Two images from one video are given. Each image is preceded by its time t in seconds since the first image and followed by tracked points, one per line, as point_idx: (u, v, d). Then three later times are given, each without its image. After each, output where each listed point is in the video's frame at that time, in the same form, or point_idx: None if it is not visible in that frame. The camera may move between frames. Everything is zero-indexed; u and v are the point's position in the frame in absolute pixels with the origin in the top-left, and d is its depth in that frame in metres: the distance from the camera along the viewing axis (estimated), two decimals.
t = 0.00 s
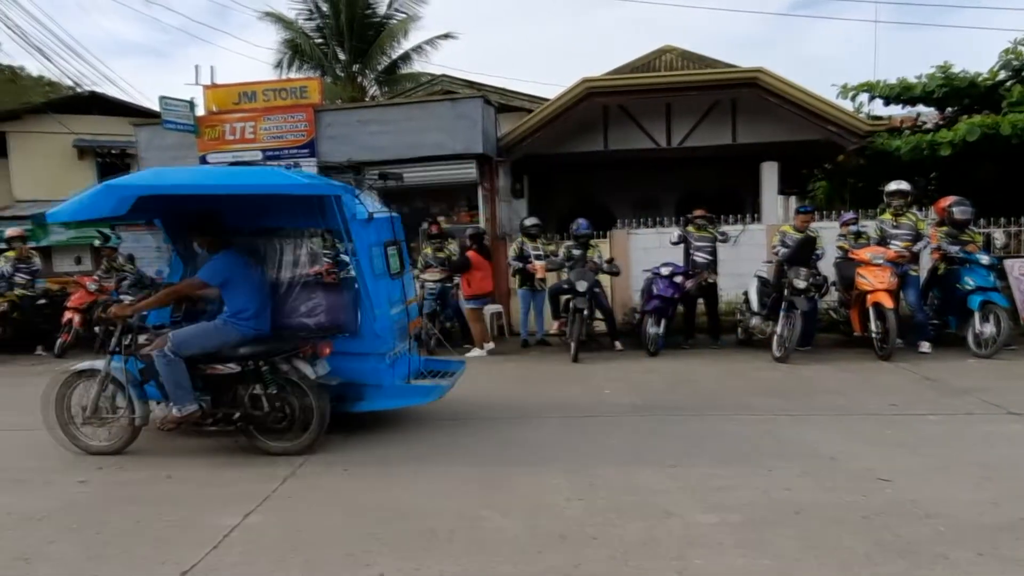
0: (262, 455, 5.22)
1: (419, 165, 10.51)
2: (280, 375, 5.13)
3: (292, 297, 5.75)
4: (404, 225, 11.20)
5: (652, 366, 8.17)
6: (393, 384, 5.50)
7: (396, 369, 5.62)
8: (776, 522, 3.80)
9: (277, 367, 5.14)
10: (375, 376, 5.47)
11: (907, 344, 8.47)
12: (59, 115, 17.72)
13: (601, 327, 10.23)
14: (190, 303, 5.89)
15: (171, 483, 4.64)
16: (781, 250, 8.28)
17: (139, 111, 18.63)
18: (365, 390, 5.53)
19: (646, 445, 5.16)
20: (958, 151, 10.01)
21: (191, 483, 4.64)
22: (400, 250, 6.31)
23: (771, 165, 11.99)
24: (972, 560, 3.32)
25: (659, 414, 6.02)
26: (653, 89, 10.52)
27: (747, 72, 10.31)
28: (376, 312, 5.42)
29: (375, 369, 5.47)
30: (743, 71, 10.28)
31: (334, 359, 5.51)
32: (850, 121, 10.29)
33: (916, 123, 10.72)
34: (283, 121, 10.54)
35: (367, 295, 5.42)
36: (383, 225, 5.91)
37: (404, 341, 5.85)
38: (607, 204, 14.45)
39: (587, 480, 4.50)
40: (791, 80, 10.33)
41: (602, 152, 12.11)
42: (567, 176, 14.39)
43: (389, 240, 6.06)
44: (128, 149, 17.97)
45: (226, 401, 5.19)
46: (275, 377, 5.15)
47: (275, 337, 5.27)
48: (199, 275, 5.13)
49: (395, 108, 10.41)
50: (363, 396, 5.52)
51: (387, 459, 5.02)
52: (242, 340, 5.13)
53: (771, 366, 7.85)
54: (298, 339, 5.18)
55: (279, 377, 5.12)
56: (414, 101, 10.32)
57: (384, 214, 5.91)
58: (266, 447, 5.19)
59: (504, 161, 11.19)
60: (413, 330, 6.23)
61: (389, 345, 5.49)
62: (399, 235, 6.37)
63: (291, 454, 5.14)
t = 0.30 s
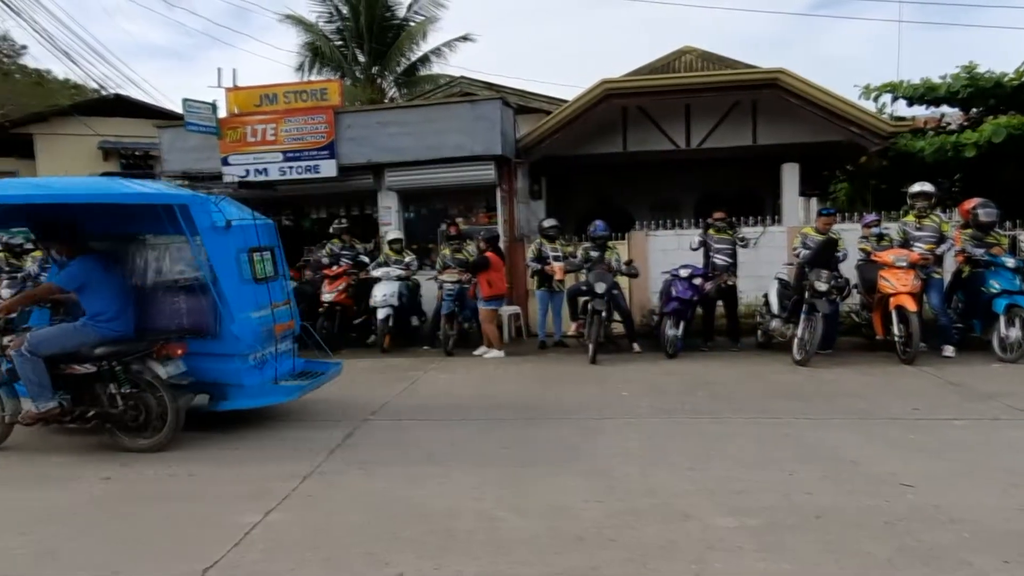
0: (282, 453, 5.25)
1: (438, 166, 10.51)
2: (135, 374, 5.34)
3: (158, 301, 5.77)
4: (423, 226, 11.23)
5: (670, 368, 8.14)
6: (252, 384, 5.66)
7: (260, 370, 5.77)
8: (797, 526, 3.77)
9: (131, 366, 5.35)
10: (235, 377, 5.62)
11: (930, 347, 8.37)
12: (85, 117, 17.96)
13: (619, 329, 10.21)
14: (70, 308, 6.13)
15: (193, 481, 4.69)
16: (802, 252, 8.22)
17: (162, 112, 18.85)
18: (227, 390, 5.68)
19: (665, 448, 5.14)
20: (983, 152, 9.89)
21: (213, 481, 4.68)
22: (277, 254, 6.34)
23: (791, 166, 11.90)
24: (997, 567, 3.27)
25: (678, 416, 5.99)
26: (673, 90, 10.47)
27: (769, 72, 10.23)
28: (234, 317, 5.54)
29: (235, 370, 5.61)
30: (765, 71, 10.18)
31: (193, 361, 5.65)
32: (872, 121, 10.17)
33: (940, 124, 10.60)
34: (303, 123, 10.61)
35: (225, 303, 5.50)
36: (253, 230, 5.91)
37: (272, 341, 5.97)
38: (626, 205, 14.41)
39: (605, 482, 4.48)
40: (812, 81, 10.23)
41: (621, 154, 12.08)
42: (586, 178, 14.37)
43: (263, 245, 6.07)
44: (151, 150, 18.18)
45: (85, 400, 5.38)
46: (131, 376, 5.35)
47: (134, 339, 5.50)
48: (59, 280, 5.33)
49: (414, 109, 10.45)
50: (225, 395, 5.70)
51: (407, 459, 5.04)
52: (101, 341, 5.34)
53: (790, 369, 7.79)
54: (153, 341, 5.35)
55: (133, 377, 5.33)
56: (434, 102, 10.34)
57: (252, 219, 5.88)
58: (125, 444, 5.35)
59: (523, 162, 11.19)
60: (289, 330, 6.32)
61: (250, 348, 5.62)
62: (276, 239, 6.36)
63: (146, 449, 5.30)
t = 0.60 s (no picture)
0: (301, 452, 5.28)
1: (456, 168, 10.54)
2: (14, 374, 5.56)
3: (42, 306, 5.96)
4: (440, 227, 11.26)
5: (688, 370, 8.10)
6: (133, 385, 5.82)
7: (145, 372, 5.93)
8: (817, 530, 3.74)
9: (9, 366, 5.57)
10: (118, 378, 5.80)
11: (953, 350, 8.27)
12: (108, 120, 18.17)
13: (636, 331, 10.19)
14: None
15: (213, 479, 4.73)
16: (822, 253, 8.15)
17: (183, 115, 19.03)
18: (110, 391, 5.86)
19: (684, 450, 5.11)
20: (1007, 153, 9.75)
21: (234, 479, 4.72)
22: (171, 261, 6.46)
23: (811, 167, 11.81)
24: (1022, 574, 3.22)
25: (696, 418, 5.96)
26: (691, 90, 10.41)
27: (788, 72, 10.14)
28: (113, 322, 5.72)
29: (118, 373, 5.80)
30: (784, 72, 10.10)
31: (77, 363, 5.84)
32: (892, 120, 10.07)
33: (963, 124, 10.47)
34: (322, 125, 10.67)
35: (104, 309, 5.69)
36: (139, 238, 6.06)
37: (160, 343, 6.11)
38: (643, 206, 14.37)
39: (623, 484, 4.46)
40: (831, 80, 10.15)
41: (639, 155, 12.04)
42: (603, 179, 14.34)
43: (152, 251, 6.20)
44: (172, 152, 18.37)
45: None
46: (11, 376, 5.60)
47: (12, 340, 5.75)
48: None
49: (432, 111, 10.48)
50: (109, 395, 5.87)
51: (425, 459, 5.06)
52: None
53: (810, 372, 7.73)
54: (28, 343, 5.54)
55: (12, 376, 5.56)
56: (451, 104, 10.38)
57: (137, 227, 6.03)
58: (8, 440, 5.59)
59: (540, 163, 11.19)
60: (183, 334, 6.46)
61: (132, 350, 5.80)
62: (172, 246, 6.51)
63: (26, 446, 5.53)
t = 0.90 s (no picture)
0: (323, 451, 5.31)
1: (477, 168, 10.55)
2: None
3: None
4: (459, 228, 11.28)
5: (710, 371, 8.05)
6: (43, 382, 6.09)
7: (58, 369, 6.20)
8: (842, 533, 3.70)
9: None
10: (29, 374, 6.06)
11: (981, 353, 8.14)
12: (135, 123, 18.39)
13: (657, 332, 10.14)
14: None
15: (237, 477, 4.77)
16: (847, 254, 8.05)
17: (208, 117, 19.23)
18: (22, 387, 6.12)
19: (706, 452, 5.08)
20: None
21: (258, 477, 4.76)
22: (87, 263, 6.70)
23: (835, 166, 11.67)
24: None
25: (719, 420, 5.92)
26: (713, 89, 10.33)
27: (812, 70, 10.03)
28: (22, 321, 6.01)
29: (30, 369, 6.06)
30: (808, 70, 9.99)
31: None
32: (917, 118, 9.93)
33: (991, 122, 10.28)
34: (344, 127, 10.74)
35: (14, 310, 5.98)
36: (49, 241, 6.31)
37: (73, 343, 6.39)
38: (664, 207, 14.32)
39: (644, 485, 4.44)
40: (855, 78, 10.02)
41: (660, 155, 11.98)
42: (624, 179, 14.30)
43: (64, 254, 6.45)
44: (197, 154, 18.56)
45: None
46: None
47: None
48: None
49: (453, 112, 10.51)
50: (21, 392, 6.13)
51: (447, 458, 5.07)
52: None
53: (834, 373, 7.64)
54: None
55: None
56: (472, 105, 10.41)
57: (46, 231, 6.30)
58: None
59: (560, 163, 11.17)
60: (99, 333, 6.72)
61: (42, 348, 6.09)
62: (88, 248, 6.76)
63: None
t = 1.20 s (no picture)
0: (347, 450, 5.34)
1: (499, 168, 10.55)
2: None
3: None
4: (481, 228, 11.29)
5: (734, 372, 7.98)
6: None
7: None
8: (871, 537, 3.66)
9: None
10: None
11: (1013, 354, 8.00)
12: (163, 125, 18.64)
13: (680, 332, 10.08)
14: None
15: (263, 474, 4.81)
16: (874, 253, 7.96)
17: (234, 119, 19.43)
18: None
19: (732, 453, 5.04)
20: None
21: (283, 475, 4.80)
22: (27, 264, 6.88)
23: (862, 164, 11.53)
24: None
25: (744, 421, 5.87)
26: (738, 88, 10.24)
27: (839, 68, 9.91)
28: None
29: None
30: (835, 68, 9.85)
31: None
32: (946, 115, 9.78)
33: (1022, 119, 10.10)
34: (367, 128, 10.80)
35: None
36: None
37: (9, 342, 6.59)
38: (687, 206, 14.23)
39: (669, 487, 4.42)
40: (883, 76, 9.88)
41: (683, 154, 11.92)
42: (647, 178, 14.24)
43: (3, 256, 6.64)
44: (223, 155, 18.76)
45: None
46: None
47: None
48: None
49: (475, 112, 10.53)
50: None
51: (470, 458, 5.08)
52: None
53: (860, 375, 7.55)
54: None
55: None
56: (494, 105, 10.42)
57: None
58: None
59: (583, 163, 11.14)
60: (37, 331, 6.93)
61: None
62: (29, 250, 6.94)
63: None
